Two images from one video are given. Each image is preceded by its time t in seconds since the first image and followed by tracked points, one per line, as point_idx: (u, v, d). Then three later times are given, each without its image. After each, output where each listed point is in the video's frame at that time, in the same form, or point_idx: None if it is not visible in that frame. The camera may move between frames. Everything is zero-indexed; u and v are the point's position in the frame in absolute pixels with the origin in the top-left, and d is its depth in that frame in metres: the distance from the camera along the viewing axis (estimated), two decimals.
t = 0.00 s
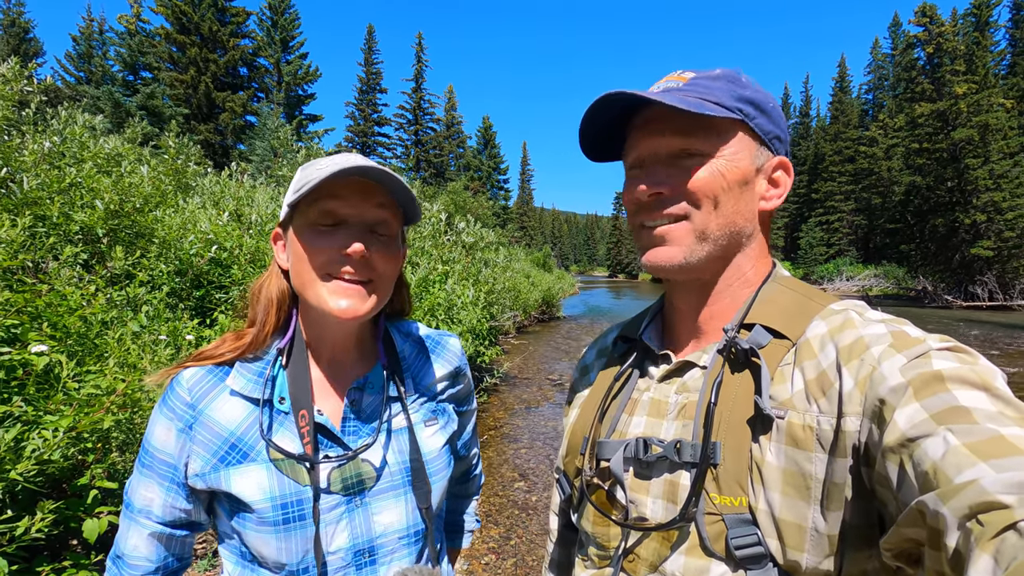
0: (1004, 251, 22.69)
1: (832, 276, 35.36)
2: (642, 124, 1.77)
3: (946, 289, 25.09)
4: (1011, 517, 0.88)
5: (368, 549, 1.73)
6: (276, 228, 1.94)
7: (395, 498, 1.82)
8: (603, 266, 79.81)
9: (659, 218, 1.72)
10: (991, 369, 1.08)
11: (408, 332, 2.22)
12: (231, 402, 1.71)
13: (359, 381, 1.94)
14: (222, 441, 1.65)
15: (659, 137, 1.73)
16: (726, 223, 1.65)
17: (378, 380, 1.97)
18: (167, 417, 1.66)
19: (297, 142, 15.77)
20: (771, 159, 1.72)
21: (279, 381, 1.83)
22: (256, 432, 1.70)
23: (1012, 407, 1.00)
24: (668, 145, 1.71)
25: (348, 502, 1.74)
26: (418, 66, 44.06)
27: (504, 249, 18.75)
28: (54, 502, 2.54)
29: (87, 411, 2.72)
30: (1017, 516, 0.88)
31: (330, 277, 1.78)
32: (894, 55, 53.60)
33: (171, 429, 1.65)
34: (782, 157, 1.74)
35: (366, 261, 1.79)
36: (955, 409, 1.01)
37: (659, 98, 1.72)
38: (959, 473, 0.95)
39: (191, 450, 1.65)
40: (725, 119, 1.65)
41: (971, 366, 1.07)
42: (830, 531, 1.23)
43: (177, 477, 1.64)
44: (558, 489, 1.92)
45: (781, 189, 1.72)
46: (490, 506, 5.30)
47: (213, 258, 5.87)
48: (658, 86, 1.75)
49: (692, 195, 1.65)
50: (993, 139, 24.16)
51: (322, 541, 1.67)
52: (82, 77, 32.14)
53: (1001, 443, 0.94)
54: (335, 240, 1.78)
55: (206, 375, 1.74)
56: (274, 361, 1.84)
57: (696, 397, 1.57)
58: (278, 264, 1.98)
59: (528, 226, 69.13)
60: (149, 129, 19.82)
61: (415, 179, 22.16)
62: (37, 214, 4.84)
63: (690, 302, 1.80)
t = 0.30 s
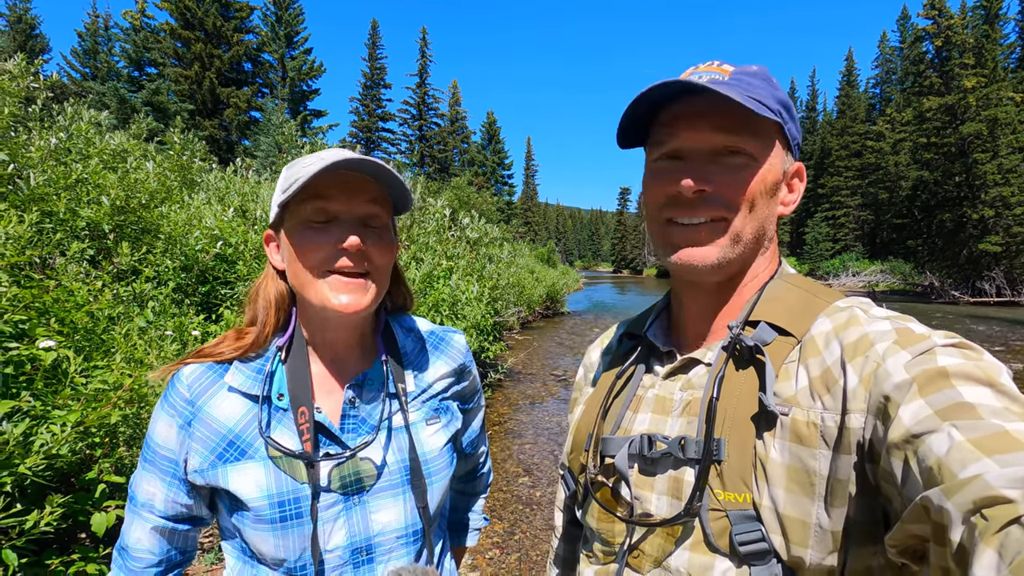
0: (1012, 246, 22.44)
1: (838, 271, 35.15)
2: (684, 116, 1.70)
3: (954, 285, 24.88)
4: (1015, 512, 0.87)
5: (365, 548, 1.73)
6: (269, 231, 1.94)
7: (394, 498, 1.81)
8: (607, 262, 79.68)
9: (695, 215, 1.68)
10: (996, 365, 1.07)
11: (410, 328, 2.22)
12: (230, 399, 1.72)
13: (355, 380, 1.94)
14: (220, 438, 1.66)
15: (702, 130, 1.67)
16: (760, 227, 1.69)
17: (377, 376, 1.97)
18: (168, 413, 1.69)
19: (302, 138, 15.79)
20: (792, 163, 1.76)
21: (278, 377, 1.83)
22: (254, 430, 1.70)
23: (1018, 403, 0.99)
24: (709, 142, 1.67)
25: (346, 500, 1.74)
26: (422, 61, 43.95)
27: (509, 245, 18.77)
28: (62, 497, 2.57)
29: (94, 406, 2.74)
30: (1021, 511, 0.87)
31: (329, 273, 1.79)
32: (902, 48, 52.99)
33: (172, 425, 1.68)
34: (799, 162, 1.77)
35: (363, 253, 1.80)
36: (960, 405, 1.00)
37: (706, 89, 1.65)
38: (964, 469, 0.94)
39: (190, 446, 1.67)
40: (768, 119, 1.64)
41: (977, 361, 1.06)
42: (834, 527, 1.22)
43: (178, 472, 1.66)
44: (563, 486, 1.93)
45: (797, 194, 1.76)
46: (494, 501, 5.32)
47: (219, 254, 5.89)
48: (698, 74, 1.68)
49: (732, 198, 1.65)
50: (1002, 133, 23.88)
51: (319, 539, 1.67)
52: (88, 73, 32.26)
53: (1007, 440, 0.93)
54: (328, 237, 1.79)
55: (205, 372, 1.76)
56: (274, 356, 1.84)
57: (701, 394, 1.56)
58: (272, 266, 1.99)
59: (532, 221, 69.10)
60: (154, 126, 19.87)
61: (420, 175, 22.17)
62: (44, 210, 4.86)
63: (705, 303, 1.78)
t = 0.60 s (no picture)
0: None
1: (848, 264, 34.77)
2: (704, 106, 1.68)
3: (966, 277, 24.51)
4: (1012, 494, 0.87)
5: (371, 535, 1.76)
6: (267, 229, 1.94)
7: (399, 487, 1.83)
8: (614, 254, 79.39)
9: (709, 206, 1.67)
10: (997, 352, 1.06)
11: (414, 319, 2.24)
12: (236, 388, 1.74)
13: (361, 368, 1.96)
14: (227, 426, 1.68)
15: (723, 122, 1.65)
16: (772, 218, 1.69)
17: (383, 366, 1.98)
18: (177, 401, 1.71)
19: (309, 131, 15.82)
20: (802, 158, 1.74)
21: (284, 366, 1.85)
22: (261, 419, 1.72)
23: (1018, 388, 0.99)
24: (728, 135, 1.66)
25: (352, 489, 1.76)
26: (429, 53, 43.75)
27: (515, 237, 18.76)
28: (75, 484, 2.61)
29: (106, 396, 2.77)
30: (1018, 493, 0.86)
31: (335, 262, 1.80)
32: (916, 36, 51.97)
33: (181, 413, 1.70)
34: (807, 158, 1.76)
35: (367, 239, 1.82)
36: (960, 390, 0.99)
37: (730, 76, 1.61)
38: (962, 452, 0.93)
39: (198, 434, 1.69)
40: (785, 113, 1.62)
41: (976, 349, 1.05)
42: (833, 513, 1.22)
43: (186, 459, 1.69)
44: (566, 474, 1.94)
45: (804, 190, 1.76)
46: (500, 492, 5.35)
47: (227, 247, 5.93)
48: (722, 61, 1.64)
49: (746, 191, 1.64)
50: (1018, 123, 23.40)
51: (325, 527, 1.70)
52: (97, 67, 32.45)
53: (1006, 424, 0.93)
54: (330, 226, 1.79)
55: (213, 361, 1.78)
56: (280, 346, 1.85)
57: (701, 384, 1.56)
58: (274, 263, 1.98)
59: (539, 214, 68.93)
60: (162, 119, 19.97)
61: (427, 167, 22.17)
62: (56, 203, 4.89)
63: (705, 294, 1.77)
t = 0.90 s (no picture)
0: None
1: (856, 258, 34.47)
2: (712, 102, 1.66)
3: (976, 272, 24.24)
4: (1014, 491, 0.86)
5: (387, 531, 1.77)
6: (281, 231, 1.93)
7: (416, 483, 1.84)
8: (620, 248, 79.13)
9: (716, 203, 1.66)
10: (1000, 348, 1.05)
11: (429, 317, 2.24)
12: (257, 382, 1.75)
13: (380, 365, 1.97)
14: (248, 420, 1.70)
15: (730, 118, 1.63)
16: (780, 214, 1.67)
17: (401, 363, 2.00)
18: (196, 394, 1.71)
19: (316, 125, 15.83)
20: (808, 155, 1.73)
21: (303, 363, 1.86)
22: (282, 413, 1.74)
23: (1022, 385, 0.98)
24: (735, 131, 1.64)
25: (370, 484, 1.77)
26: (434, 46, 43.61)
27: (521, 231, 18.74)
28: (87, 476, 2.64)
29: (117, 389, 2.80)
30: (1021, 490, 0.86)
31: (356, 257, 1.80)
32: (928, 27, 51.22)
33: (200, 406, 1.71)
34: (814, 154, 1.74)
35: (387, 232, 1.82)
36: (962, 387, 0.98)
37: (738, 72, 1.59)
38: (964, 449, 0.92)
39: (218, 427, 1.70)
40: (792, 110, 1.60)
41: (981, 345, 1.04)
42: (835, 509, 1.21)
43: (205, 453, 1.69)
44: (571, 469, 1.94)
45: (809, 186, 1.74)
46: (506, 486, 5.37)
47: (235, 241, 5.95)
48: (729, 57, 1.62)
49: (754, 187, 1.62)
50: None
51: (344, 522, 1.71)
52: (105, 62, 32.56)
53: (1008, 421, 0.92)
54: (349, 221, 1.79)
55: (234, 355, 1.79)
56: (298, 343, 1.86)
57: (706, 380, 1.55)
58: (290, 265, 1.98)
59: (545, 208, 68.74)
60: (170, 113, 20.04)
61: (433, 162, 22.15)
62: (65, 198, 4.92)
63: (710, 287, 1.75)
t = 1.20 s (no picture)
0: None
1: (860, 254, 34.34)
2: (716, 101, 1.64)
3: (981, 268, 24.07)
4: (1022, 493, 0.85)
5: (401, 534, 1.77)
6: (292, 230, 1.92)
7: (429, 485, 1.85)
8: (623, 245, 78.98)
9: (718, 203, 1.65)
10: (1008, 347, 1.04)
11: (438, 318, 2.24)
12: (270, 385, 1.75)
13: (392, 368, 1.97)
14: (262, 424, 1.70)
15: (732, 118, 1.62)
16: (783, 213, 1.66)
17: (412, 365, 2.00)
18: (209, 398, 1.71)
19: (318, 122, 15.81)
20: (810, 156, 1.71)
21: (317, 365, 1.86)
22: (296, 417, 1.74)
23: None
24: (738, 130, 1.63)
25: (384, 487, 1.78)
26: (436, 42, 43.47)
27: (525, 228, 18.72)
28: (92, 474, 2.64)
29: (122, 387, 2.80)
30: None
31: (372, 259, 1.79)
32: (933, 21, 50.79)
33: (214, 410, 1.70)
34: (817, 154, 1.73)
35: (402, 235, 1.82)
36: (969, 387, 0.97)
37: (742, 72, 1.58)
38: (972, 450, 0.91)
39: (232, 431, 1.70)
40: (795, 109, 1.59)
41: (988, 345, 1.03)
42: (843, 511, 1.20)
43: (218, 457, 1.69)
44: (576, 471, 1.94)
45: (813, 187, 1.72)
46: (510, 483, 5.38)
47: (237, 239, 5.95)
48: (732, 56, 1.61)
49: (758, 186, 1.61)
50: None
51: (359, 526, 1.71)
52: (108, 59, 32.58)
53: (1016, 421, 0.91)
54: (365, 223, 1.78)
55: (247, 358, 1.79)
56: (312, 346, 1.86)
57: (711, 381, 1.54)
58: (302, 265, 1.98)
59: (547, 204, 68.65)
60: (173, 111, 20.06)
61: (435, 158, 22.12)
62: (69, 195, 4.94)
63: (712, 286, 1.74)
